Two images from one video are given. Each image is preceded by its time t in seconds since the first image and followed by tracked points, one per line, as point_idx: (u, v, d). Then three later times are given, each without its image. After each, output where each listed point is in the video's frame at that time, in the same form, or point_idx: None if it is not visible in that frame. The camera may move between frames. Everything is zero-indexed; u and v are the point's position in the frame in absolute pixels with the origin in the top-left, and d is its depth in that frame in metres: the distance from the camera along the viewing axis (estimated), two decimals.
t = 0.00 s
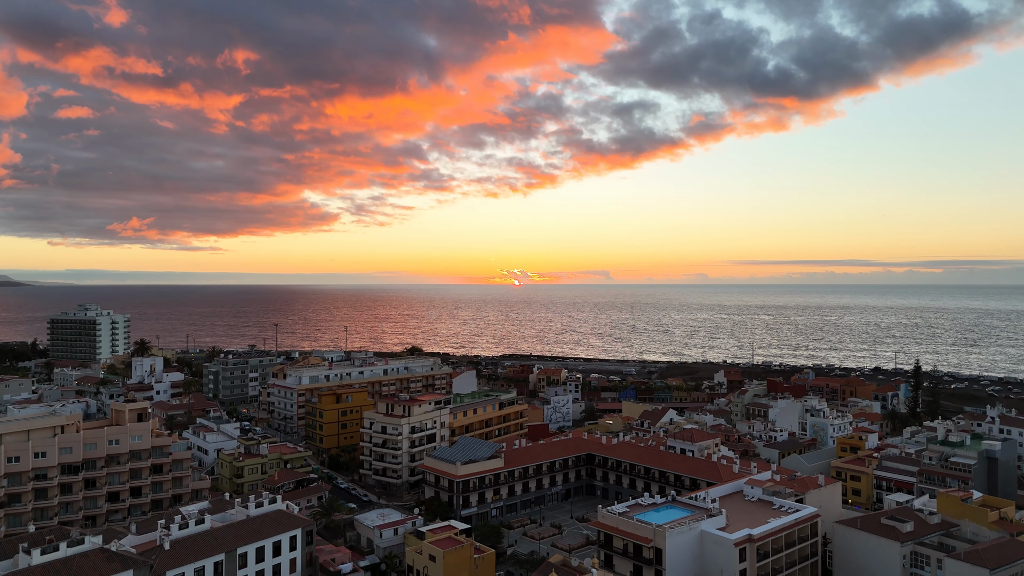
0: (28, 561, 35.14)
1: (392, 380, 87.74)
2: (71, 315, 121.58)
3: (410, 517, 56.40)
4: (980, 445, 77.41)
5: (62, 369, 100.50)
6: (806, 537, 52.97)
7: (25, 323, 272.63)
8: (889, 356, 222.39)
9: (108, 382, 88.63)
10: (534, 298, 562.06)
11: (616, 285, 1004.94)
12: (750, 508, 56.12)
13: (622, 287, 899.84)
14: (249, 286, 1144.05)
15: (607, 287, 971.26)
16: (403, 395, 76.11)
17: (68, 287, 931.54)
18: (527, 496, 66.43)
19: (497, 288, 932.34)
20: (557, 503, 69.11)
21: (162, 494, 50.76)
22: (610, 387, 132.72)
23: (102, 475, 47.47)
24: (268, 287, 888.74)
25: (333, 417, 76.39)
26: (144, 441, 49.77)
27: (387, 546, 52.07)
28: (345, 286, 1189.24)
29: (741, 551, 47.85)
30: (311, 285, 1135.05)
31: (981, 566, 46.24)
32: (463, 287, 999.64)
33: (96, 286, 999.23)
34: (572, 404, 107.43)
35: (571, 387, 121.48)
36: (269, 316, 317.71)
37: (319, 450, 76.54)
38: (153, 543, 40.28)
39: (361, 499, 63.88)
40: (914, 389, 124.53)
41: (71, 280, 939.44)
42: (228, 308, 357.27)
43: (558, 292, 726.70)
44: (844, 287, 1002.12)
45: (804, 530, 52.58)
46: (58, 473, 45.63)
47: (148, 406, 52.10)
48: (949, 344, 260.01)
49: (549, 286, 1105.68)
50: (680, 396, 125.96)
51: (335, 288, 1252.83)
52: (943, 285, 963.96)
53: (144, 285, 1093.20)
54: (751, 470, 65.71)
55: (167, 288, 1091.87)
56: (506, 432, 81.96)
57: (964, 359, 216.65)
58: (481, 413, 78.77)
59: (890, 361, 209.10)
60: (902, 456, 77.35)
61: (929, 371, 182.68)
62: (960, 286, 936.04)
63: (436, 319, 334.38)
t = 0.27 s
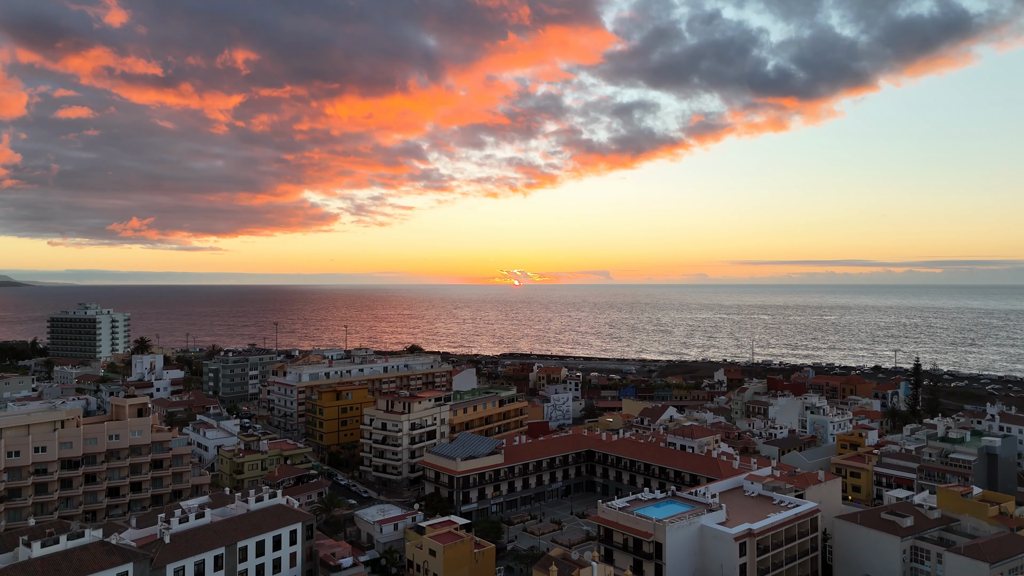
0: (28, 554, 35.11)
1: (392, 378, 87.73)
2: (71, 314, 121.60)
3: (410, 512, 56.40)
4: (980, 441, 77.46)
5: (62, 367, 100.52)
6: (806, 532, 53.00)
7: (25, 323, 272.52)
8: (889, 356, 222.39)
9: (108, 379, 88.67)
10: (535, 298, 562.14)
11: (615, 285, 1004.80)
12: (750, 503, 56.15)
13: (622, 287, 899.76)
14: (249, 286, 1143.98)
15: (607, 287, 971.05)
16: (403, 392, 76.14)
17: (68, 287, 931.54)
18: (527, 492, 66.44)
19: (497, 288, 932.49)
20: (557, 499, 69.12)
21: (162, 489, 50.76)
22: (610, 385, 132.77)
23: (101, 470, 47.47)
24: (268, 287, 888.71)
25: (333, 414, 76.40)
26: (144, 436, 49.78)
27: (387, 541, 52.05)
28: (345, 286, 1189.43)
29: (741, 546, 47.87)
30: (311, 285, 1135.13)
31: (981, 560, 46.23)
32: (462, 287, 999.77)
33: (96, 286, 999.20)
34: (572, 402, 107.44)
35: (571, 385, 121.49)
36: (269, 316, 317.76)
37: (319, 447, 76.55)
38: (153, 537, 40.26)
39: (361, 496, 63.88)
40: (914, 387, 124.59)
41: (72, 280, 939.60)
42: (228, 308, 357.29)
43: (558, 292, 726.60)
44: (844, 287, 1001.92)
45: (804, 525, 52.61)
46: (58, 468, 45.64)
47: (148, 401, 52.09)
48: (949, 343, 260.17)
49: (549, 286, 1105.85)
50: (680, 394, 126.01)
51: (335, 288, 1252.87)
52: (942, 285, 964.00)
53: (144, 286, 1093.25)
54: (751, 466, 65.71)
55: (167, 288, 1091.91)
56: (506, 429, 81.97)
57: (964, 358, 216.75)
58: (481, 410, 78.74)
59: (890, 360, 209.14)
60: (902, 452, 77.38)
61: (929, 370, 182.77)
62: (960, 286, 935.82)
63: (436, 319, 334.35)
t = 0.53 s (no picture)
0: (29, 546, 35.08)
1: (392, 375, 87.76)
2: (71, 312, 121.54)
3: (410, 507, 56.43)
4: (980, 437, 77.56)
5: (62, 365, 100.55)
6: (806, 526, 53.11)
7: (25, 322, 272.39)
8: (889, 354, 222.67)
9: (108, 377, 88.71)
10: (535, 297, 562.06)
11: (615, 285, 1004.81)
12: (750, 498, 56.22)
13: (622, 287, 899.73)
14: (248, 287, 1144.12)
15: (606, 287, 971.57)
16: (403, 389, 76.18)
17: (67, 288, 931.42)
18: (528, 488, 66.48)
19: (496, 288, 932.63)
20: (557, 495, 69.16)
21: (162, 484, 50.76)
22: (610, 383, 132.77)
23: (102, 465, 47.47)
24: (268, 287, 888.51)
25: (333, 410, 76.42)
26: (144, 431, 49.78)
27: (387, 536, 52.06)
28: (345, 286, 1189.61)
29: (741, 540, 47.90)
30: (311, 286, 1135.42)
31: (981, 554, 46.25)
32: (462, 287, 1000.09)
33: (96, 287, 999.16)
34: (572, 400, 107.53)
35: (571, 383, 121.52)
36: (269, 316, 317.79)
37: (319, 444, 76.58)
38: (153, 531, 40.27)
39: (362, 491, 63.90)
40: (914, 384, 124.75)
41: (71, 281, 939.37)
42: (227, 308, 357.27)
43: (558, 292, 726.62)
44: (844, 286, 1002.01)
45: (804, 519, 52.69)
46: (58, 462, 45.65)
47: (148, 397, 52.10)
48: (949, 342, 260.52)
49: (548, 286, 1106.04)
50: (680, 392, 126.09)
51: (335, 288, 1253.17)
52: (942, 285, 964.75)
53: (144, 286, 1093.09)
54: (751, 462, 65.74)
55: (167, 288, 1091.92)
56: (506, 426, 82.01)
57: (963, 357, 216.95)
58: (482, 407, 78.77)
59: (890, 359, 209.30)
60: (901, 448, 77.46)
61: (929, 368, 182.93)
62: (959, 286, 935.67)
63: (436, 318, 334.41)
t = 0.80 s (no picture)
0: (29, 538, 35.07)
1: (392, 372, 87.80)
2: (71, 310, 121.52)
3: (410, 502, 56.39)
4: (980, 434, 77.58)
5: (62, 363, 100.46)
6: (806, 521, 53.19)
7: (25, 322, 272.08)
8: (889, 353, 222.80)
9: (108, 375, 88.59)
10: (534, 297, 561.86)
11: (615, 285, 1004.69)
12: (750, 492, 56.29)
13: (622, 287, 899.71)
14: (248, 287, 1143.60)
15: (606, 287, 971.63)
16: (403, 385, 76.23)
17: (67, 288, 930.56)
18: (528, 484, 66.47)
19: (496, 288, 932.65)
20: (557, 491, 69.14)
21: (162, 479, 50.73)
22: (610, 381, 132.80)
23: (102, 459, 47.47)
24: (268, 287, 888.48)
25: (333, 407, 76.43)
26: (144, 426, 49.74)
27: (387, 531, 52.02)
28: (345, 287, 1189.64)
29: (741, 534, 47.94)
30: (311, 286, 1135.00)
31: (981, 548, 46.16)
32: (462, 287, 1000.20)
33: (96, 287, 998.29)
34: (572, 398, 107.49)
35: (571, 381, 121.48)
36: (269, 315, 317.43)
37: (319, 441, 76.58)
38: (153, 524, 40.29)
39: (362, 487, 63.90)
40: (914, 382, 124.81)
41: (71, 281, 939.09)
42: (227, 308, 356.88)
43: (558, 292, 726.58)
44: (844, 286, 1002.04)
45: (804, 514, 52.74)
46: (58, 457, 45.66)
47: (148, 392, 52.10)
48: (948, 341, 260.78)
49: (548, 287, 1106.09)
50: (681, 390, 126.12)
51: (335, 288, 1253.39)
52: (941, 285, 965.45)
53: (144, 287, 1092.24)
54: (751, 458, 65.77)
55: (167, 288, 1091.10)
56: (506, 423, 82.07)
57: (963, 356, 217.13)
58: (481, 403, 78.80)
59: (890, 358, 209.43)
60: (902, 444, 77.50)
61: (929, 366, 183.10)
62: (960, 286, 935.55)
63: (436, 318, 334.26)
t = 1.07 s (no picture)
0: (29, 531, 35.09)
1: (392, 369, 87.83)
2: (70, 308, 121.45)
3: (410, 497, 56.41)
4: (980, 430, 77.64)
5: (62, 361, 100.43)
6: (806, 516, 53.26)
7: (24, 322, 271.97)
8: (889, 352, 222.73)
9: (108, 372, 88.59)
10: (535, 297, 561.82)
11: (615, 286, 1005.18)
12: (749, 487, 56.34)
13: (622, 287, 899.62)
14: (248, 287, 1143.44)
15: (606, 287, 971.72)
16: (403, 382, 76.28)
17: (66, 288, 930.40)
18: (528, 480, 66.51)
19: (496, 288, 932.71)
20: (557, 487, 69.18)
21: (162, 474, 50.72)
22: (610, 380, 132.80)
23: (102, 454, 47.45)
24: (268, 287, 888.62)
25: (333, 404, 76.46)
26: (144, 421, 49.73)
27: (387, 525, 52.03)
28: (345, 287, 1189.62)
29: (741, 528, 47.96)
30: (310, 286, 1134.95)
31: (982, 542, 46.16)
32: (462, 287, 1000.31)
33: (95, 287, 998.11)
34: (572, 395, 107.55)
35: (571, 379, 121.50)
36: (268, 315, 317.43)
37: (319, 437, 76.60)
38: (153, 517, 40.31)
39: (362, 483, 63.93)
40: (914, 380, 124.89)
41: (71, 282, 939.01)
42: (227, 307, 356.71)
43: (558, 291, 726.74)
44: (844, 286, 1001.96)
45: (804, 508, 52.81)
46: (58, 451, 45.67)
47: (148, 386, 52.13)
48: (948, 340, 260.75)
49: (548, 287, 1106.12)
50: (681, 387, 126.14)
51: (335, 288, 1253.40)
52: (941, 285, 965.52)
53: (144, 287, 1091.90)
54: (751, 453, 65.81)
55: (166, 289, 1090.89)
56: (506, 419, 82.14)
57: (963, 355, 217.18)
58: (481, 400, 78.89)
59: (890, 356, 209.46)
60: (901, 441, 77.55)
61: (929, 365, 183.12)
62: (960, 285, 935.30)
63: (436, 318, 334.27)
